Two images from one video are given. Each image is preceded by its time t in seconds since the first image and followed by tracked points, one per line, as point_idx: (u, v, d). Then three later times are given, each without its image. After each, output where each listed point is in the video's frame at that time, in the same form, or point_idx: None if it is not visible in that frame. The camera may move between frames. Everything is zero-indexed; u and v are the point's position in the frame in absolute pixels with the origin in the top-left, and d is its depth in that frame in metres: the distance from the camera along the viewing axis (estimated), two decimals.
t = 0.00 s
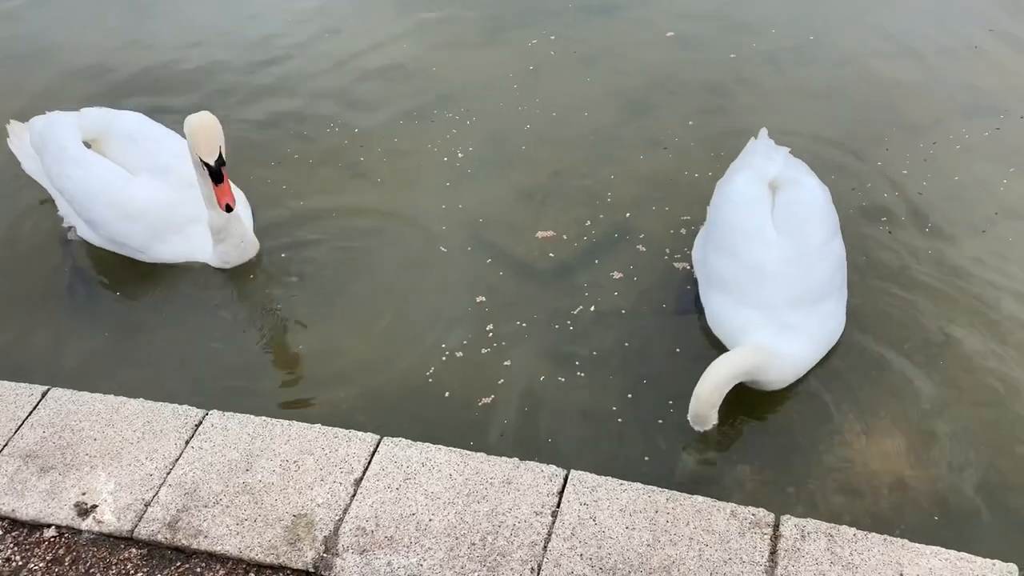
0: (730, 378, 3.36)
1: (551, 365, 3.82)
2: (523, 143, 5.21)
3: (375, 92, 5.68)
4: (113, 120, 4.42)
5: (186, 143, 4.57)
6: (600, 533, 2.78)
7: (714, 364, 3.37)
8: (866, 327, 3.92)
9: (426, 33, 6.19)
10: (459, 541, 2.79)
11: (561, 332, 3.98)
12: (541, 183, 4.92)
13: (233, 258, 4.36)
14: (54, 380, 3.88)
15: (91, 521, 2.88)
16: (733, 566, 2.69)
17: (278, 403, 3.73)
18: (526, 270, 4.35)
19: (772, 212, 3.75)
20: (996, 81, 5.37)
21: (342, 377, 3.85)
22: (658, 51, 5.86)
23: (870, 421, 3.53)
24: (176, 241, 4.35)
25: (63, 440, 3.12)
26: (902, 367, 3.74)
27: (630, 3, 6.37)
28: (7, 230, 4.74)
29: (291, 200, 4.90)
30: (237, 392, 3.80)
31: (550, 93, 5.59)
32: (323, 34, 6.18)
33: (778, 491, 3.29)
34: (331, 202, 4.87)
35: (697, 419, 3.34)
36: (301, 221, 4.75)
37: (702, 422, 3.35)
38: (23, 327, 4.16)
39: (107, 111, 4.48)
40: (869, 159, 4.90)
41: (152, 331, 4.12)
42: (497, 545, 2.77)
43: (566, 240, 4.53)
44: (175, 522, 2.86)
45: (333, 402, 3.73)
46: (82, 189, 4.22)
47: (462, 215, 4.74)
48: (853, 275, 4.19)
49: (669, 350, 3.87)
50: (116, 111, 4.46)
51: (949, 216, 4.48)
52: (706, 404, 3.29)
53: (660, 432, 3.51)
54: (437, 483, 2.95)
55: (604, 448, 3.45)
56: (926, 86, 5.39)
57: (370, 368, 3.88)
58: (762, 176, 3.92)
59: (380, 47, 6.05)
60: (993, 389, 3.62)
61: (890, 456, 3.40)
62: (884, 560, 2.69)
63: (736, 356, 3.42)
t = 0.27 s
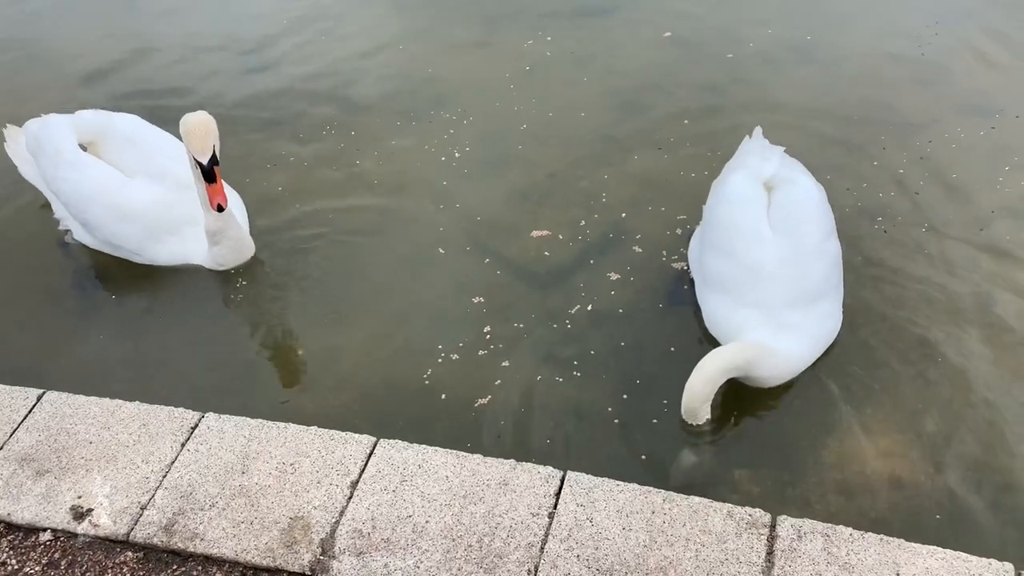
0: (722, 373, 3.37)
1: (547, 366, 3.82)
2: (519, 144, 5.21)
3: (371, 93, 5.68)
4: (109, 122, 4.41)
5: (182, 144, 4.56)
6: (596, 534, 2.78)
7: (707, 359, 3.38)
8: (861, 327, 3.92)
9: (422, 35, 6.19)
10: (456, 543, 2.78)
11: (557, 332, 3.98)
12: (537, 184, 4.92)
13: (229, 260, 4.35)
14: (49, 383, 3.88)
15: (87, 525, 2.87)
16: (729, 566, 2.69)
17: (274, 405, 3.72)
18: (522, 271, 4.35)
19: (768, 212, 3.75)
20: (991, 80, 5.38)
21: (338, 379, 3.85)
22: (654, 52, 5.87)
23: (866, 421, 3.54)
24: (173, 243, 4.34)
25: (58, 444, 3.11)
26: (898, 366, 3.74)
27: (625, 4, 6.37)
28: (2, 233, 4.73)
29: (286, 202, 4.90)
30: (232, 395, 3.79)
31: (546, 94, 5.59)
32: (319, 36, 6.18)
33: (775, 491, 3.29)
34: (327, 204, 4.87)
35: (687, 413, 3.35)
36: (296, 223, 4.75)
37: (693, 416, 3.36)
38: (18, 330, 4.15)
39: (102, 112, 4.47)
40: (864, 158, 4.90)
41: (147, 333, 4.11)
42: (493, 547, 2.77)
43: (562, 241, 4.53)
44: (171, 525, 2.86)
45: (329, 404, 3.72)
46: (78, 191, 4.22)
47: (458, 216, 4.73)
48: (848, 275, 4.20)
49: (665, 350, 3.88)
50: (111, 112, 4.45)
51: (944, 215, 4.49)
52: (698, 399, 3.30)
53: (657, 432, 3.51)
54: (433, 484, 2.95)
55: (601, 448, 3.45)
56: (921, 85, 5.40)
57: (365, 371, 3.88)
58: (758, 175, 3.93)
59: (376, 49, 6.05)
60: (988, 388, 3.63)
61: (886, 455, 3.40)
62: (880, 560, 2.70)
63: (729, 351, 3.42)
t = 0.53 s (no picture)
0: (720, 373, 3.36)
1: (545, 367, 3.82)
2: (517, 145, 5.21)
3: (369, 94, 5.68)
4: (105, 124, 4.41)
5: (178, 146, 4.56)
6: (595, 535, 2.78)
7: (705, 359, 3.36)
8: (859, 327, 3.92)
9: (419, 35, 6.19)
10: (454, 545, 2.78)
11: (556, 333, 3.98)
12: (535, 185, 4.92)
13: (225, 263, 4.34)
14: (47, 386, 3.87)
15: (84, 528, 2.86)
16: (728, 568, 2.69)
17: (272, 407, 3.71)
18: (520, 272, 4.35)
19: (765, 212, 3.75)
20: (989, 80, 5.39)
21: (337, 381, 3.85)
22: (652, 52, 5.87)
23: (864, 421, 3.53)
24: (168, 245, 4.34)
25: (55, 447, 3.10)
26: (896, 366, 3.74)
27: (623, 4, 6.38)
28: None
29: (284, 203, 4.89)
30: (230, 396, 3.78)
31: (543, 94, 5.59)
32: (317, 37, 6.18)
33: (773, 492, 3.29)
34: (325, 205, 4.87)
35: (686, 414, 3.33)
36: (294, 224, 4.74)
37: (691, 417, 3.34)
38: (15, 332, 4.14)
39: (99, 114, 4.46)
40: (862, 158, 4.91)
41: (145, 335, 4.10)
42: (492, 549, 2.76)
43: (560, 242, 4.53)
44: (169, 528, 2.85)
45: (327, 406, 3.72)
46: (75, 193, 4.21)
47: (456, 217, 4.73)
48: (846, 275, 4.20)
49: (664, 351, 3.87)
50: (108, 114, 4.44)
51: (942, 216, 4.49)
52: (697, 399, 3.28)
53: (655, 434, 3.51)
54: (432, 486, 2.94)
55: (599, 450, 3.45)
56: (918, 85, 5.41)
57: (363, 372, 3.87)
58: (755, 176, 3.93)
59: (374, 50, 6.05)
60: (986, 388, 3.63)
61: (884, 456, 3.40)
62: (879, 561, 2.70)
63: (727, 351, 3.41)
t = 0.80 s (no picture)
0: (717, 372, 3.35)
1: (543, 369, 3.81)
2: (514, 146, 5.21)
3: (367, 95, 5.67)
4: (102, 127, 4.42)
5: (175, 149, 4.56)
6: (593, 539, 2.77)
7: (701, 358, 3.36)
8: (857, 329, 3.92)
9: (417, 36, 6.19)
10: (452, 549, 2.77)
11: (553, 335, 3.97)
12: (532, 187, 4.91)
13: (219, 265, 4.31)
14: (43, 388, 3.85)
15: (80, 532, 2.85)
16: (726, 571, 2.68)
17: (269, 410, 3.70)
18: (518, 274, 4.34)
19: (761, 212, 3.75)
20: (987, 81, 5.40)
21: (333, 384, 3.84)
22: (649, 54, 5.87)
23: (862, 423, 3.53)
24: (163, 248, 4.31)
25: (51, 450, 3.10)
26: (893, 368, 3.74)
27: (621, 5, 6.38)
28: None
29: (281, 206, 4.89)
30: (227, 399, 3.77)
31: (541, 96, 5.59)
32: (314, 39, 6.17)
33: (771, 494, 3.28)
34: (323, 207, 4.86)
35: (687, 414, 3.32)
36: (291, 226, 4.74)
37: (692, 418, 3.32)
38: (12, 335, 4.13)
39: (96, 118, 4.49)
40: (859, 160, 4.91)
41: (142, 338, 4.09)
42: (489, 552, 2.75)
43: (558, 244, 4.52)
44: (165, 532, 2.84)
45: (324, 409, 3.71)
46: (70, 196, 4.22)
47: (453, 219, 4.73)
48: (843, 277, 4.20)
49: (661, 353, 3.87)
50: (104, 118, 4.46)
51: (939, 217, 4.49)
52: (697, 398, 3.27)
53: (653, 436, 3.50)
54: (429, 490, 2.94)
55: (597, 452, 3.44)
56: (916, 86, 5.41)
57: (360, 375, 3.86)
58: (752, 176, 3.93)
59: (372, 51, 6.05)
60: (984, 390, 3.63)
61: (882, 458, 3.40)
62: (877, 564, 2.69)
63: (721, 349, 3.41)
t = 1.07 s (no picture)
0: (716, 373, 3.33)
1: (541, 371, 3.81)
2: (511, 149, 5.21)
3: (364, 98, 5.68)
4: (97, 130, 4.43)
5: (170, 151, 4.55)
6: (591, 541, 2.77)
7: (701, 359, 3.35)
8: (854, 330, 3.92)
9: (415, 38, 6.19)
10: (450, 552, 2.77)
11: (550, 338, 3.97)
12: (530, 190, 4.91)
13: (215, 268, 4.29)
14: (40, 392, 3.85)
15: (78, 536, 2.85)
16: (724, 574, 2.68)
17: (267, 413, 3.70)
18: (515, 276, 4.34)
19: (756, 213, 3.76)
20: (984, 82, 5.40)
21: (331, 387, 3.83)
22: (646, 56, 5.87)
23: (860, 426, 3.53)
24: (159, 251, 4.31)
25: (49, 454, 3.09)
26: (891, 369, 3.74)
27: (618, 7, 6.39)
28: None
29: (279, 208, 4.88)
30: (226, 402, 3.77)
31: (538, 98, 5.59)
32: (311, 41, 6.17)
33: (769, 496, 3.28)
34: (320, 210, 4.86)
35: (687, 417, 3.25)
36: (288, 229, 4.73)
37: (692, 423, 3.27)
38: (10, 339, 4.12)
39: (92, 122, 4.49)
40: (856, 162, 4.91)
41: (140, 341, 4.09)
42: (487, 555, 2.75)
43: (555, 246, 4.52)
44: (163, 536, 2.84)
45: (322, 411, 3.71)
46: (66, 200, 4.24)
47: (451, 221, 4.72)
48: (840, 279, 4.20)
49: (659, 355, 3.87)
50: (100, 121, 4.47)
51: (936, 219, 4.49)
52: (697, 399, 3.23)
53: (651, 438, 3.50)
54: (427, 493, 2.94)
55: (595, 455, 3.44)
56: (913, 87, 5.42)
57: (358, 378, 3.86)
58: (749, 178, 3.94)
59: (369, 53, 6.05)
60: (981, 392, 3.63)
61: (880, 460, 3.40)
62: (875, 565, 2.69)
63: (719, 349, 3.41)
